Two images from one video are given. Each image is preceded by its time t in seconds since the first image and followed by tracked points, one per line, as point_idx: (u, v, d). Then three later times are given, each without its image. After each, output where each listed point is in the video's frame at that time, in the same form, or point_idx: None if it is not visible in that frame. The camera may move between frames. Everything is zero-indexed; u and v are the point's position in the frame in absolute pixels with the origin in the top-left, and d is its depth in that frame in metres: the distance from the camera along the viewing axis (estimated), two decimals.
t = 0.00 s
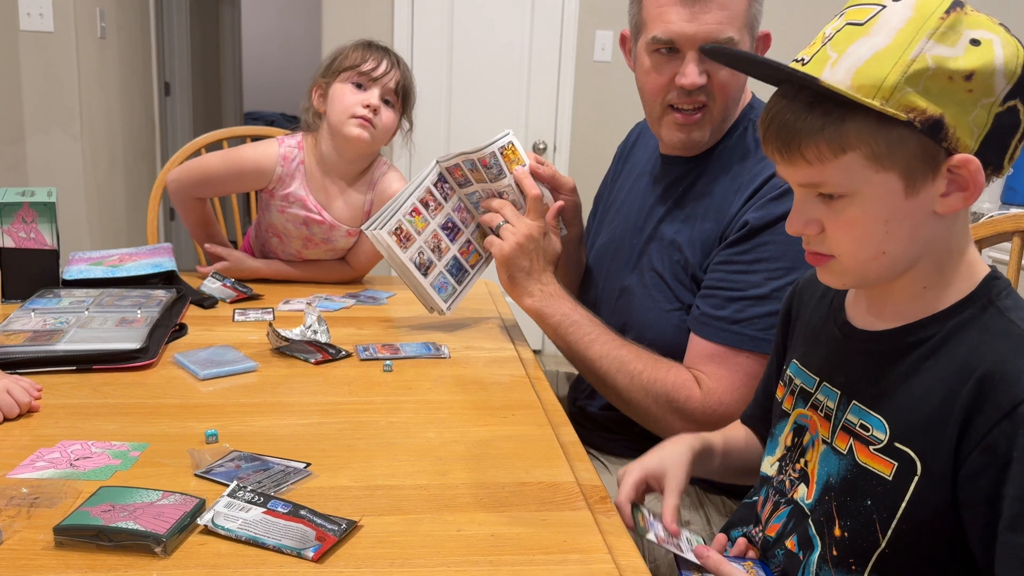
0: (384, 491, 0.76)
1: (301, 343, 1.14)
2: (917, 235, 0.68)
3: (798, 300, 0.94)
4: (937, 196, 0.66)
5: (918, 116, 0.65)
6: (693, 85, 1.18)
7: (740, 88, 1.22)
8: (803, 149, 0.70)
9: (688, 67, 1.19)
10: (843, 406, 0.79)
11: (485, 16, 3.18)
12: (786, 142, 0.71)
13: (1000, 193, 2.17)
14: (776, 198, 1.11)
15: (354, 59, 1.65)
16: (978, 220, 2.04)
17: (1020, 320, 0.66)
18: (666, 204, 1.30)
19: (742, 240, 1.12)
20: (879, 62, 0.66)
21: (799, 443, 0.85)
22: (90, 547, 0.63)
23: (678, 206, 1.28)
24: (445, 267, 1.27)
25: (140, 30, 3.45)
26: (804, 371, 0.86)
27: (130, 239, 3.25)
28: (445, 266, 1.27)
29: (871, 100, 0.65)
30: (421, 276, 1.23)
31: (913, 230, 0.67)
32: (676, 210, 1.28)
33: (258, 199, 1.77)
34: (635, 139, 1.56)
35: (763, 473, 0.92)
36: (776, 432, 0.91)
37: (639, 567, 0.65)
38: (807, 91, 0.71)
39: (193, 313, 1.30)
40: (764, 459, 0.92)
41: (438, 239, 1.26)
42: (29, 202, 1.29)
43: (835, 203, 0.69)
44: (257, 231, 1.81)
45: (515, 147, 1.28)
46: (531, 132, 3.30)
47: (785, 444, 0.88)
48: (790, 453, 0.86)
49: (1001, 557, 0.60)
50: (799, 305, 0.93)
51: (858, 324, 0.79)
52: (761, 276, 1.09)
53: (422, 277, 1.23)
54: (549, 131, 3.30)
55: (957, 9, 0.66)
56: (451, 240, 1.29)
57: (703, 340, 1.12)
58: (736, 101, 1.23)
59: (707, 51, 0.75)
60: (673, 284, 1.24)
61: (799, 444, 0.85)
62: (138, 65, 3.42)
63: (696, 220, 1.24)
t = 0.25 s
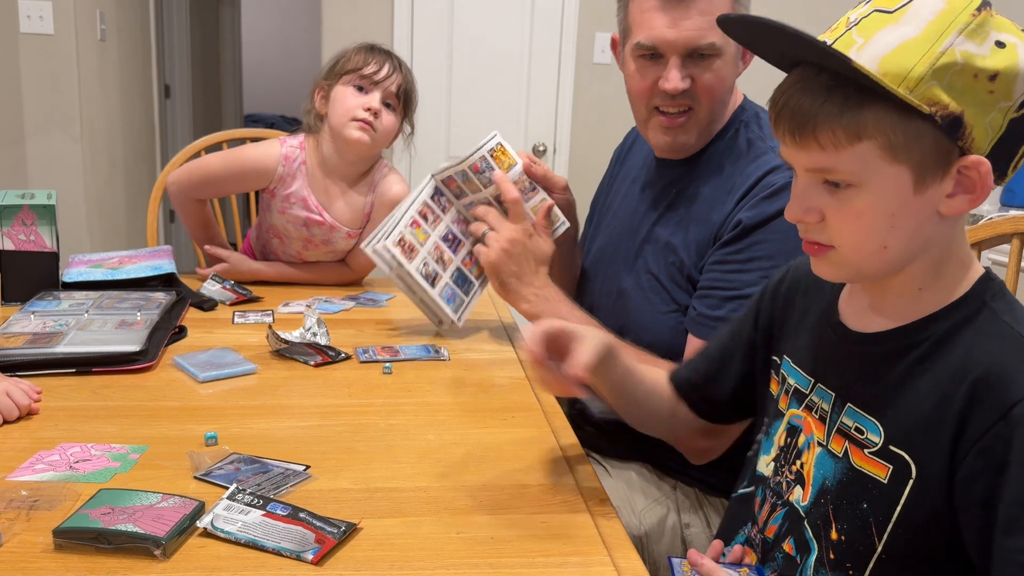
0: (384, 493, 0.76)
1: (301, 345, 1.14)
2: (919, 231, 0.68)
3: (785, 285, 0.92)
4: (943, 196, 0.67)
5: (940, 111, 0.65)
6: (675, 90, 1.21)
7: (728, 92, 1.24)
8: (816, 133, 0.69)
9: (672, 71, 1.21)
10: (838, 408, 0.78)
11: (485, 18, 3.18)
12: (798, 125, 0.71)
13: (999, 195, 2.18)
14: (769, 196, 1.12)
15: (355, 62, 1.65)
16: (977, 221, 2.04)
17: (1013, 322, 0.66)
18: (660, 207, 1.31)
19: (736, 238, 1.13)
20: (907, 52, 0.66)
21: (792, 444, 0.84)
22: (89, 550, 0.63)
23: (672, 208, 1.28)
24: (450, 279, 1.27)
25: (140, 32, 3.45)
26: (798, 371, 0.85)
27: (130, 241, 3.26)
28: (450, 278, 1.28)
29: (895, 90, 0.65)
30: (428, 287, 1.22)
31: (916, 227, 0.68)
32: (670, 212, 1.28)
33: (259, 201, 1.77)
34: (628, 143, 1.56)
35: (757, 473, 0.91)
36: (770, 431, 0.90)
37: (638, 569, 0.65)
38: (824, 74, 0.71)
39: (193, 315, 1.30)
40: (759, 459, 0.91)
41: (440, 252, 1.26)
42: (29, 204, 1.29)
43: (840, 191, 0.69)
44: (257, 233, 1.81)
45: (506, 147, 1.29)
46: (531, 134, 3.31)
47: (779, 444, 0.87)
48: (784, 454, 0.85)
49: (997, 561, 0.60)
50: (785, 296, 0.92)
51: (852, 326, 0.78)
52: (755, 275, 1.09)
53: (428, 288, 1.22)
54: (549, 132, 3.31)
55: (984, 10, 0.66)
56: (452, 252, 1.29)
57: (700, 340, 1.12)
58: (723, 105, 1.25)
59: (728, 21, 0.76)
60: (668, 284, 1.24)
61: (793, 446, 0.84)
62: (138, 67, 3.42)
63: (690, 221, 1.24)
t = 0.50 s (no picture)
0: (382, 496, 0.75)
1: (299, 347, 1.15)
2: (910, 222, 0.69)
3: (751, 278, 0.91)
4: (934, 190, 0.68)
5: (946, 99, 0.65)
6: (613, 92, 1.29)
7: (679, 96, 1.27)
8: (820, 109, 0.69)
9: (605, 74, 1.29)
10: (829, 413, 0.76)
11: (484, 20, 3.18)
12: (802, 101, 0.70)
13: (998, 197, 2.18)
14: (763, 189, 1.15)
15: (355, 65, 1.65)
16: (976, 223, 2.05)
17: (1006, 320, 0.68)
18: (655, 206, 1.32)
19: (737, 234, 1.14)
20: (923, 36, 0.65)
21: (779, 449, 0.82)
22: (88, 552, 0.64)
23: (665, 207, 1.30)
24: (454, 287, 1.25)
25: (140, 35, 3.45)
26: (778, 373, 0.83)
27: (130, 243, 3.26)
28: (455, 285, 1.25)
29: (908, 71, 0.65)
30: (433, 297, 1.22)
31: (905, 217, 0.68)
32: (662, 213, 1.30)
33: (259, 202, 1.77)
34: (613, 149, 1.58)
35: (738, 476, 0.87)
36: (746, 432, 0.86)
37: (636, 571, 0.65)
38: (836, 52, 0.71)
39: (192, 317, 1.30)
40: (736, 461, 0.87)
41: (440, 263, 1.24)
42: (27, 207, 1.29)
43: (834, 173, 0.69)
44: (257, 235, 1.81)
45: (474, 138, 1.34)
46: (531, 136, 3.31)
47: (760, 448, 0.84)
48: (770, 459, 0.83)
49: (1006, 557, 0.62)
50: (756, 284, 0.90)
51: (835, 327, 0.78)
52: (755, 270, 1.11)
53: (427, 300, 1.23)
54: (549, 134, 3.31)
55: (999, 9, 0.67)
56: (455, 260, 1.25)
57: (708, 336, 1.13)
58: (670, 109, 1.28)
59: None
60: (664, 281, 1.25)
61: (781, 451, 0.81)
62: (138, 70, 3.43)
63: (685, 219, 1.25)
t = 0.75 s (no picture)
0: (382, 499, 0.75)
1: (299, 350, 1.14)
2: (884, 223, 0.70)
3: (769, 282, 0.92)
4: (908, 194, 0.68)
5: (921, 101, 0.64)
6: (587, 98, 1.33)
7: (651, 100, 1.28)
8: (807, 97, 0.72)
9: (582, 80, 1.32)
10: (829, 411, 0.76)
11: (483, 22, 3.18)
12: (796, 87, 0.73)
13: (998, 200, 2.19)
14: (758, 180, 1.17)
15: (360, 66, 1.65)
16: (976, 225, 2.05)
17: (1011, 329, 0.66)
18: (649, 203, 1.33)
19: (733, 228, 1.16)
20: (909, 36, 0.64)
21: (781, 446, 0.82)
22: (87, 555, 0.63)
23: (659, 203, 1.31)
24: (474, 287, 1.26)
25: (139, 37, 3.45)
26: (786, 372, 0.83)
27: (129, 245, 3.26)
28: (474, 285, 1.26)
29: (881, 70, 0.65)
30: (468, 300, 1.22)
31: (878, 217, 0.70)
32: (656, 211, 1.31)
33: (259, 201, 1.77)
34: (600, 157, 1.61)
35: (741, 472, 0.88)
36: (753, 430, 0.87)
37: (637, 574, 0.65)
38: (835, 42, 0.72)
39: (191, 319, 1.30)
40: (742, 459, 0.88)
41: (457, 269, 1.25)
42: (26, 209, 1.28)
43: (813, 161, 0.72)
44: (256, 235, 1.81)
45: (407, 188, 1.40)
46: (530, 138, 3.31)
47: (765, 445, 0.85)
48: (772, 455, 0.84)
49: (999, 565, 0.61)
50: (768, 289, 0.92)
51: (843, 327, 0.78)
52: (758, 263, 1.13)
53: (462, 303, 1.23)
54: (548, 136, 3.31)
55: (1010, 19, 0.62)
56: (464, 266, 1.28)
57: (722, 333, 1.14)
58: (643, 113, 1.29)
59: None
60: (664, 279, 1.26)
61: (782, 448, 0.82)
62: (137, 72, 3.43)
63: (682, 215, 1.27)
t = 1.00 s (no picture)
0: (382, 501, 0.75)
1: (298, 351, 1.15)
2: (856, 211, 0.75)
3: (801, 289, 0.95)
4: (874, 185, 0.72)
5: (876, 93, 0.68)
6: (570, 108, 1.36)
7: (632, 107, 1.30)
8: (811, 84, 0.80)
9: (563, 93, 1.35)
10: (828, 402, 0.78)
11: (483, 24, 3.18)
12: (807, 79, 0.81)
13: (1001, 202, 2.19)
14: (735, 177, 1.19)
15: (366, 72, 1.66)
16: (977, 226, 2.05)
17: (1007, 328, 0.65)
18: (633, 204, 1.36)
19: (714, 225, 1.18)
20: (884, 33, 0.68)
21: (786, 437, 0.85)
22: (87, 558, 0.63)
23: (643, 203, 1.33)
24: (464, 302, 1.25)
25: (138, 39, 3.45)
26: (797, 365, 0.85)
27: (127, 246, 3.25)
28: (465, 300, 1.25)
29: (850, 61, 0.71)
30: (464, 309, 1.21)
31: (849, 204, 0.75)
32: (642, 210, 1.33)
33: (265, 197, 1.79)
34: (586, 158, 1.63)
35: (755, 465, 0.91)
36: (767, 425, 0.90)
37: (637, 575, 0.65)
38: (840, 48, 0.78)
39: (190, 321, 1.30)
40: (754, 451, 0.91)
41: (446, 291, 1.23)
42: (25, 210, 1.29)
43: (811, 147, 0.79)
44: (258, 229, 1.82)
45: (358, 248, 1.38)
46: (529, 140, 3.31)
47: (775, 436, 0.88)
48: (779, 446, 0.86)
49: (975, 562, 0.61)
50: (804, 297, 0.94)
51: (852, 318, 0.80)
52: (743, 257, 1.15)
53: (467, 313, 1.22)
54: (548, 138, 3.31)
55: (990, 25, 0.62)
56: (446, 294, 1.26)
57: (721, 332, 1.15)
58: (626, 120, 1.32)
59: None
60: (650, 279, 1.29)
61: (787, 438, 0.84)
62: (136, 74, 3.42)
63: (662, 213, 1.29)
